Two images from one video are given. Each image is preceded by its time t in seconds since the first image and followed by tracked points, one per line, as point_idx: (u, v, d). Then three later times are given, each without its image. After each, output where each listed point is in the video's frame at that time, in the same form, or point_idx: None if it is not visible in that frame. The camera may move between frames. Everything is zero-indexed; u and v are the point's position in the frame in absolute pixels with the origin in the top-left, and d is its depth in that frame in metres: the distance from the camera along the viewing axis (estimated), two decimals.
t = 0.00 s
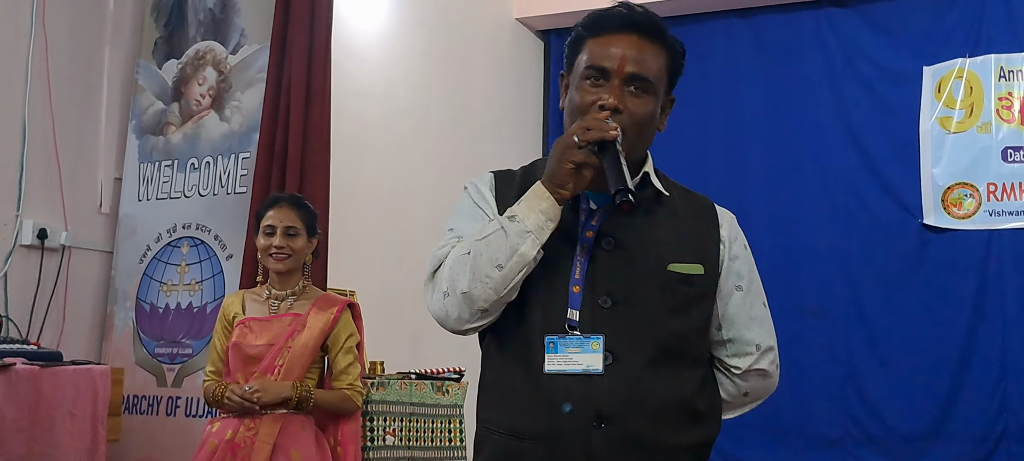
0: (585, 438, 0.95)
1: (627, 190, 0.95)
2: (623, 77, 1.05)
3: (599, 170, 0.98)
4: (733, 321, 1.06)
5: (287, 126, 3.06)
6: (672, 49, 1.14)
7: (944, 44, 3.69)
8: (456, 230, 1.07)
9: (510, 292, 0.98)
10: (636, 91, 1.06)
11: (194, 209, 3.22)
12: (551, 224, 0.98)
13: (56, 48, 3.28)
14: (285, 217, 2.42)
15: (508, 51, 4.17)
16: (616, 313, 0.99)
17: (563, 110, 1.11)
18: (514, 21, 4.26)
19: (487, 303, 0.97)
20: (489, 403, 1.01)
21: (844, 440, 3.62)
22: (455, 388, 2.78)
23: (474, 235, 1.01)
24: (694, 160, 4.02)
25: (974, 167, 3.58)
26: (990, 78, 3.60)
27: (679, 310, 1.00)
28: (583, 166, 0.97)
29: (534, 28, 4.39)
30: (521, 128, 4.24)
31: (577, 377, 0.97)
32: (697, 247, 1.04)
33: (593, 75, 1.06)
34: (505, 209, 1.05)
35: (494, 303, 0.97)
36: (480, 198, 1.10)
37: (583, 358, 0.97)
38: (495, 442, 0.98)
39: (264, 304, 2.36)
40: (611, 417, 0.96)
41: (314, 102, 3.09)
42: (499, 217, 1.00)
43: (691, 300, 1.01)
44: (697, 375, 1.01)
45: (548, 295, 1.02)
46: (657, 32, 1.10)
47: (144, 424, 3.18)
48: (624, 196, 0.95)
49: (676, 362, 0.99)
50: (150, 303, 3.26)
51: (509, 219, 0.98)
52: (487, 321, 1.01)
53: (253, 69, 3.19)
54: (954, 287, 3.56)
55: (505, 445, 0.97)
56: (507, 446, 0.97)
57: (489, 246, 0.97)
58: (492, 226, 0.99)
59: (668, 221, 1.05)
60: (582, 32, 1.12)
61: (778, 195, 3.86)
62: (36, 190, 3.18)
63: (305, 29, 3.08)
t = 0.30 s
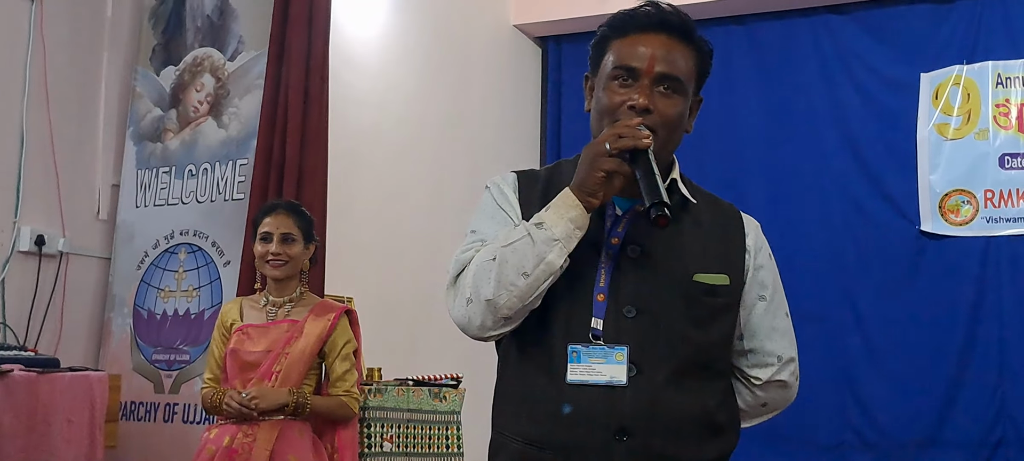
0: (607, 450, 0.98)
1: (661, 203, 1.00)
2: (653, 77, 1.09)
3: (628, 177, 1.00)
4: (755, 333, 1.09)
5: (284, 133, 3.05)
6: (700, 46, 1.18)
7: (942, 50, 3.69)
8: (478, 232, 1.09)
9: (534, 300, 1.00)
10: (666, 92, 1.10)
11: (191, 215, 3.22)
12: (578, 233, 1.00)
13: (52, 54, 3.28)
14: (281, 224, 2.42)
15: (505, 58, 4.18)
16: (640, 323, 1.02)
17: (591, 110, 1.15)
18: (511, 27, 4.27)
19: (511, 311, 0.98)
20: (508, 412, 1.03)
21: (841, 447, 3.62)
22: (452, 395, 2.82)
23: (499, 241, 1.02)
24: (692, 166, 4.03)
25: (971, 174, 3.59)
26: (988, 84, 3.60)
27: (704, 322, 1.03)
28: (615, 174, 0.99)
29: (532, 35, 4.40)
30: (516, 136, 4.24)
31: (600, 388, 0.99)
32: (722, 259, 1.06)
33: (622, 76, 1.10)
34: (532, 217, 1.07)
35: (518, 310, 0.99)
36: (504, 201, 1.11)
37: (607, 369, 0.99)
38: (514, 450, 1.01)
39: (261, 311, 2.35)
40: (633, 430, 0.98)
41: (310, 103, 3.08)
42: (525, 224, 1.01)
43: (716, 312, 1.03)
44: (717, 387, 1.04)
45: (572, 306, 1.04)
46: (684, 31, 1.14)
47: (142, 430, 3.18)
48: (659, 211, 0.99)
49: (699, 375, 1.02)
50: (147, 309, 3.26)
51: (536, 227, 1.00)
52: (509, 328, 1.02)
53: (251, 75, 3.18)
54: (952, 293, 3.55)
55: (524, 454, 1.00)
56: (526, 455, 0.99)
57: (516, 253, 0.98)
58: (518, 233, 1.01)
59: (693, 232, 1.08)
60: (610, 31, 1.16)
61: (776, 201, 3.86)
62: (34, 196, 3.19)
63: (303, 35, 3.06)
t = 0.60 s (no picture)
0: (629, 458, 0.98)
1: (691, 205, 0.99)
2: (678, 77, 1.09)
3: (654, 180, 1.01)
4: (780, 338, 1.10)
5: (285, 140, 3.05)
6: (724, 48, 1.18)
7: (941, 57, 3.69)
8: (501, 235, 1.08)
9: (558, 305, 0.99)
10: (691, 92, 1.10)
11: (192, 222, 3.21)
12: (603, 236, 0.99)
13: (52, 60, 3.28)
14: (273, 230, 2.41)
15: (504, 64, 4.19)
16: (663, 330, 1.02)
17: (614, 111, 1.15)
18: (511, 34, 4.27)
19: (535, 316, 0.98)
20: (528, 417, 1.04)
21: (842, 453, 3.61)
22: (453, 401, 2.83)
23: (523, 245, 1.01)
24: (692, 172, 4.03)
25: (970, 181, 3.59)
26: (988, 91, 3.60)
27: (728, 329, 1.03)
28: (639, 176, 0.99)
29: (532, 41, 4.41)
30: (515, 143, 4.25)
31: (622, 395, 0.99)
32: (747, 263, 1.06)
33: (646, 77, 1.11)
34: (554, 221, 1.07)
35: (542, 315, 0.98)
36: (527, 204, 1.11)
37: (630, 376, 0.99)
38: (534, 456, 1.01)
39: (263, 318, 2.36)
40: (655, 439, 0.99)
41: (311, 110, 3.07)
42: (549, 227, 1.01)
43: (740, 319, 1.03)
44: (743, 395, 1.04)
45: (592, 314, 1.04)
46: (709, 30, 1.14)
47: (142, 437, 3.17)
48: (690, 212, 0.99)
49: (723, 383, 1.02)
50: (147, 317, 3.26)
51: (560, 230, 0.99)
52: (532, 333, 1.01)
53: (251, 82, 3.17)
54: (952, 299, 3.56)
55: None
56: None
57: (540, 258, 0.98)
58: (542, 236, 1.00)
59: (719, 236, 1.08)
60: (633, 30, 1.16)
61: (776, 207, 3.86)
62: (34, 203, 3.18)
63: (303, 43, 3.06)
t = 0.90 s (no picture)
0: None
1: (704, 209, 0.96)
2: (695, 78, 1.11)
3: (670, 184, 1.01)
4: (801, 344, 1.10)
5: (286, 145, 3.04)
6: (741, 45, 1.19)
7: (942, 62, 3.70)
8: (517, 237, 1.09)
9: (571, 308, 1.00)
10: (709, 93, 1.12)
11: (193, 227, 3.21)
12: (617, 239, 1.00)
13: (53, 65, 3.27)
14: (257, 237, 2.47)
15: (506, 70, 4.19)
16: (680, 333, 1.02)
17: (632, 114, 1.16)
18: (513, 39, 4.28)
19: (548, 319, 0.99)
20: (545, 422, 1.05)
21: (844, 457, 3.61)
22: (455, 406, 2.90)
23: (536, 247, 1.03)
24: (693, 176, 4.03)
25: (971, 185, 3.59)
26: (989, 96, 3.61)
27: (746, 333, 1.03)
28: (655, 180, 1.00)
29: (534, 47, 4.42)
30: (515, 147, 4.25)
31: (637, 398, 1.00)
32: (766, 267, 1.06)
33: (663, 78, 1.12)
34: (569, 223, 1.08)
35: (555, 318, 1.00)
36: (543, 205, 1.12)
37: (644, 379, 1.00)
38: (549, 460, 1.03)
39: (266, 323, 2.44)
40: (670, 442, 0.99)
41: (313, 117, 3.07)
42: (563, 230, 1.02)
43: (758, 322, 1.04)
44: (762, 400, 1.04)
45: (607, 318, 1.05)
46: (727, 31, 1.16)
47: (143, 442, 3.17)
48: (700, 217, 0.96)
49: (741, 387, 1.02)
50: (149, 322, 3.26)
51: (574, 233, 1.01)
52: (546, 335, 1.03)
53: (253, 88, 3.16)
54: (954, 303, 3.56)
55: None
56: None
57: (553, 261, 1.00)
58: (555, 239, 1.02)
59: (737, 239, 1.08)
60: (651, 32, 1.18)
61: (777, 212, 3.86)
62: (35, 209, 3.18)
63: (304, 47, 3.06)
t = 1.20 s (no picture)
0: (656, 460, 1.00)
1: (711, 202, 0.97)
2: (707, 78, 1.13)
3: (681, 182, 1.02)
4: (819, 346, 1.11)
5: (289, 148, 3.04)
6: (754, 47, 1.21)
7: (942, 67, 3.70)
8: (531, 235, 1.12)
9: (581, 305, 1.02)
10: (721, 93, 1.13)
11: (195, 231, 3.21)
12: (628, 236, 1.02)
13: (56, 68, 3.27)
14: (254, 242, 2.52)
15: (507, 73, 4.20)
16: (694, 331, 1.04)
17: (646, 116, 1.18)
18: (514, 42, 4.27)
19: (558, 315, 1.01)
20: (559, 420, 1.07)
21: None
22: (457, 410, 2.91)
23: (549, 244, 1.05)
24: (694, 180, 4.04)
25: (973, 190, 3.60)
26: (990, 100, 3.61)
27: (762, 333, 1.05)
28: (665, 177, 1.01)
29: (535, 50, 4.42)
30: (517, 151, 4.25)
31: (650, 395, 1.02)
32: (783, 268, 1.08)
33: (675, 79, 1.14)
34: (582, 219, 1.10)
35: (565, 315, 1.01)
36: (558, 205, 1.15)
37: (658, 376, 1.02)
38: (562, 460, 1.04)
39: (270, 325, 2.49)
40: (683, 442, 1.00)
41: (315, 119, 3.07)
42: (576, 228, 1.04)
43: (774, 322, 1.05)
44: (778, 401, 1.05)
45: (619, 317, 1.07)
46: (739, 32, 1.18)
47: (145, 446, 3.17)
48: (708, 209, 0.97)
49: (757, 387, 1.04)
50: (150, 326, 3.26)
51: (585, 231, 1.02)
52: (557, 333, 1.04)
53: (255, 92, 3.15)
54: (955, 307, 3.56)
55: None
56: None
57: (565, 257, 1.01)
58: (567, 236, 1.04)
59: (753, 239, 1.10)
60: (664, 37, 1.20)
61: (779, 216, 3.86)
62: (37, 212, 3.18)
63: (306, 50, 3.06)
